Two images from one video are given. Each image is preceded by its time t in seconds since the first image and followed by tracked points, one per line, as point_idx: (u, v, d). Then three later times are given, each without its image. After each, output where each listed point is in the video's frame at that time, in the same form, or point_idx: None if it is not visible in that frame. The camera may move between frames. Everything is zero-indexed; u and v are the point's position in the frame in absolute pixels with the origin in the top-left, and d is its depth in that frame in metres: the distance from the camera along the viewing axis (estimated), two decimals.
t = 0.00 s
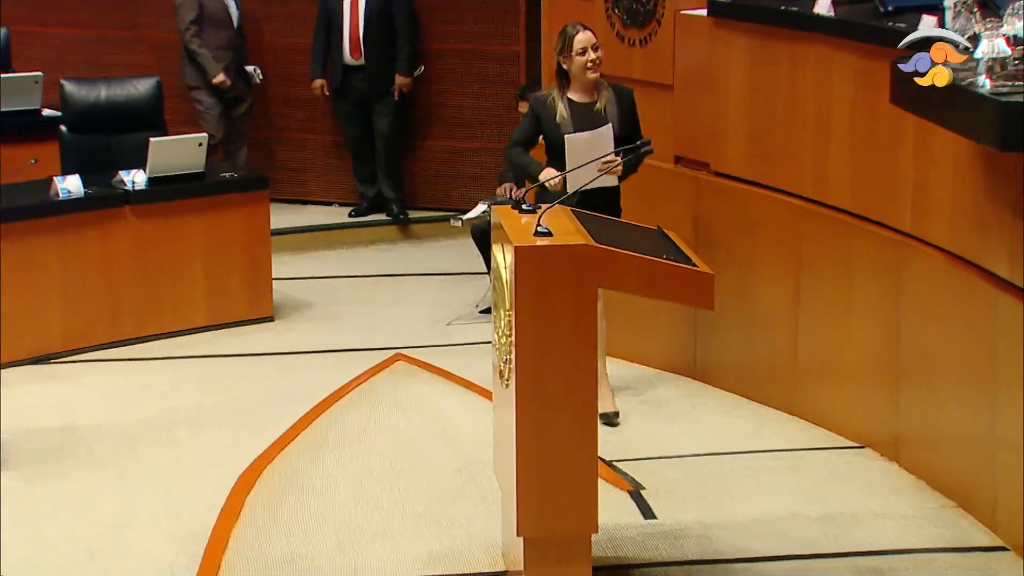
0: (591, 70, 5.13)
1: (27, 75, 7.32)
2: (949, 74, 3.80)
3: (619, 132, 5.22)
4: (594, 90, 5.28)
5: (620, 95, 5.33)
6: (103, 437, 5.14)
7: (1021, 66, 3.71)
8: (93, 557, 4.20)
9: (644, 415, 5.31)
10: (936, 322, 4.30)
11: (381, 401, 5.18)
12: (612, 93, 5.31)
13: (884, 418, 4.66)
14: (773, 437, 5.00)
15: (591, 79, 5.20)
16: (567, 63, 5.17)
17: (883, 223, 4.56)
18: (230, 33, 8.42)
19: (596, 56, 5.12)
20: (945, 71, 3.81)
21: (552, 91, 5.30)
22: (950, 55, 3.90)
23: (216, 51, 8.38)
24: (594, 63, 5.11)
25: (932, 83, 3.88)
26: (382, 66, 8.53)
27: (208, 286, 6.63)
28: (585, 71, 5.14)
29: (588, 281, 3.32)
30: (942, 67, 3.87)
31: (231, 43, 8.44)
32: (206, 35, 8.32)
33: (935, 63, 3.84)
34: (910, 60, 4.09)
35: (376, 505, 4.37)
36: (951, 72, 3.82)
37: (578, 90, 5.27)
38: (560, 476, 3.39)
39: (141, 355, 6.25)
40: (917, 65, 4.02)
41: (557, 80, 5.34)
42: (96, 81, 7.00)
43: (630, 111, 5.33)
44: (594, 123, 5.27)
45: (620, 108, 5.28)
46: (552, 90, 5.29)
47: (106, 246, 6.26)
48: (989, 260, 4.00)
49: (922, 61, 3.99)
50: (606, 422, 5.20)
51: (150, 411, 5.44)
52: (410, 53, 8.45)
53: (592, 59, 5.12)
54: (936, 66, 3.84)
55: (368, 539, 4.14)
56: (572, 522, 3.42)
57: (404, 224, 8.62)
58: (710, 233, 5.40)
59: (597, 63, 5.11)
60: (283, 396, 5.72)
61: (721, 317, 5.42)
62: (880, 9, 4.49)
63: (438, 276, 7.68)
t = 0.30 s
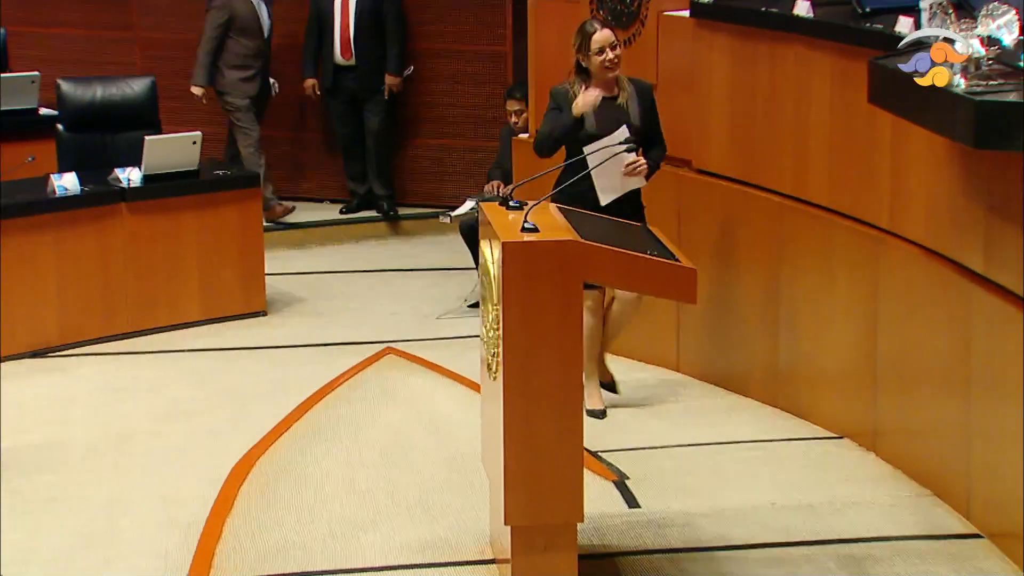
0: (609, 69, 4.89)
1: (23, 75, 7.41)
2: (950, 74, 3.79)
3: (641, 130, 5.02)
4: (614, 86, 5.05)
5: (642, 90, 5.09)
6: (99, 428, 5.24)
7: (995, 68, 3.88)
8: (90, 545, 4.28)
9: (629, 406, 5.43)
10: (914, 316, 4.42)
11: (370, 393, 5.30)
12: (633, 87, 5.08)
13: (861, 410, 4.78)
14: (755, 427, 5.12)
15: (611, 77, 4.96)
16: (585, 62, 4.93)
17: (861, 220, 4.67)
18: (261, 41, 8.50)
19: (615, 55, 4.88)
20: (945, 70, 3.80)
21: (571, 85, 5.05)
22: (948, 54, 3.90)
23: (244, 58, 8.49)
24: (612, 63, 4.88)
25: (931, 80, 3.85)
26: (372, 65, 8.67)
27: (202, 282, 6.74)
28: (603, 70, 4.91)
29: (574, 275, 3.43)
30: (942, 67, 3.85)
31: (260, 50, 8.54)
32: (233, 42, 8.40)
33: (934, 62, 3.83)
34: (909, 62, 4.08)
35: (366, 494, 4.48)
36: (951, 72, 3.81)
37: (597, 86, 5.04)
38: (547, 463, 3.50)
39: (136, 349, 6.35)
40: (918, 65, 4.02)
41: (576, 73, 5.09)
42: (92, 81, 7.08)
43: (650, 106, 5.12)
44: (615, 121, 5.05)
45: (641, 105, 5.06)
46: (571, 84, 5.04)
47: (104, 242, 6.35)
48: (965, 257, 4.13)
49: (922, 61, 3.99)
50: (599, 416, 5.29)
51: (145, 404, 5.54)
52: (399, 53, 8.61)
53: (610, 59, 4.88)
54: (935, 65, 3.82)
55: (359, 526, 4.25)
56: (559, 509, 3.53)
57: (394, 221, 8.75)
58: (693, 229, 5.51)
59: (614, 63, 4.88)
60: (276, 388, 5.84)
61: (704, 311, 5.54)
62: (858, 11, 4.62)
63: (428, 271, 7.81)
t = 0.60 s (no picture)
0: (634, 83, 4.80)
1: (20, 75, 7.75)
2: (950, 74, 3.82)
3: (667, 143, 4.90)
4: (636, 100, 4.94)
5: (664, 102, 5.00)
6: (95, 420, 5.33)
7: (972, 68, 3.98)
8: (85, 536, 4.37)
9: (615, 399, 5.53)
10: (893, 310, 4.53)
11: (363, 386, 5.40)
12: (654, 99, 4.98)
13: (844, 402, 4.89)
14: (738, 419, 5.22)
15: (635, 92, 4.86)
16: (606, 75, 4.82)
17: (842, 216, 4.79)
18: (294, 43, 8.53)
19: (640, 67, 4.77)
20: (947, 70, 3.84)
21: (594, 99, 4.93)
22: (948, 55, 3.96)
23: (279, 62, 8.48)
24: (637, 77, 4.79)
25: (931, 81, 3.89)
26: (361, 66, 8.75)
27: (195, 276, 6.82)
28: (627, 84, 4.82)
29: (560, 271, 3.52)
30: (942, 67, 3.88)
31: (293, 54, 8.54)
32: (268, 48, 8.43)
33: (934, 62, 3.87)
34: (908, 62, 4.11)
35: (357, 485, 4.58)
36: (951, 72, 3.84)
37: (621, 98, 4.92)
38: (533, 452, 3.60)
39: (129, 343, 6.43)
40: (916, 65, 4.06)
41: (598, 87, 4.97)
42: (86, 80, 7.19)
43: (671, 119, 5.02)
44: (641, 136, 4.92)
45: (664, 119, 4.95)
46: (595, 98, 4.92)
47: (98, 239, 6.43)
48: (942, 253, 4.23)
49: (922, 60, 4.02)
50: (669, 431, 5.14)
51: (139, 396, 5.63)
52: (388, 52, 8.68)
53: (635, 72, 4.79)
54: (934, 65, 3.86)
55: (350, 516, 4.35)
56: (545, 496, 3.63)
57: (384, 217, 8.88)
58: (681, 225, 5.61)
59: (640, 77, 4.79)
60: (268, 381, 5.93)
61: (691, 305, 5.64)
62: (837, 11, 4.72)
63: (418, 266, 7.90)
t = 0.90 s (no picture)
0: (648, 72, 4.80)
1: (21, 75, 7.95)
2: (949, 74, 3.86)
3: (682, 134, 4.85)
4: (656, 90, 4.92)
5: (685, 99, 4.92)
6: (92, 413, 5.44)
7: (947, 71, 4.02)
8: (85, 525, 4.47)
9: (602, 393, 5.65)
10: (872, 302, 4.66)
11: (355, 380, 5.52)
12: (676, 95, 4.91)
13: (825, 391, 5.02)
14: (722, 412, 5.35)
15: (653, 82, 4.85)
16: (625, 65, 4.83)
17: (823, 213, 4.92)
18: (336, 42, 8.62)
19: (654, 61, 4.75)
20: (947, 70, 3.89)
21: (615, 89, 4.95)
22: (948, 55, 4.07)
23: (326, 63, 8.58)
24: (652, 67, 4.78)
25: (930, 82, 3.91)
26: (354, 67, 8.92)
27: (191, 272, 6.94)
28: (643, 74, 4.81)
29: (548, 268, 3.64)
30: (943, 68, 3.94)
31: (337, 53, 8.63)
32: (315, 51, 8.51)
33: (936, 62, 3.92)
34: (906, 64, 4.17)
35: (350, 475, 4.70)
36: (950, 72, 3.88)
37: (640, 91, 4.90)
38: (522, 443, 3.72)
39: (126, 338, 6.54)
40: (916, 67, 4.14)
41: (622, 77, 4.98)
42: (85, 80, 7.30)
43: (694, 111, 4.96)
44: (655, 125, 4.90)
45: (682, 110, 4.91)
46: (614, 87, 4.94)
47: (97, 236, 6.54)
48: (919, 248, 4.36)
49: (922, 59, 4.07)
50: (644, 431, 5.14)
51: (135, 390, 5.74)
52: (379, 54, 8.88)
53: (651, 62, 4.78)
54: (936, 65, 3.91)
55: (344, 505, 4.47)
56: (533, 485, 3.76)
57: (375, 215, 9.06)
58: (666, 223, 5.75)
59: (654, 67, 4.78)
60: (261, 375, 6.04)
61: (677, 300, 5.77)
62: (817, 13, 4.85)
63: (409, 263, 8.02)
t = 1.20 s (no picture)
0: (654, 84, 4.55)
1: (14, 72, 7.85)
2: (950, 74, 3.87)
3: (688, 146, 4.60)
4: (666, 103, 4.66)
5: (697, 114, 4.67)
6: (87, 407, 5.51)
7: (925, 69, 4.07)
8: (78, 518, 4.53)
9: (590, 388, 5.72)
10: (857, 302, 4.74)
11: (347, 374, 5.60)
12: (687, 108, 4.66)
13: (811, 387, 5.11)
14: (708, 406, 5.43)
15: (659, 95, 4.59)
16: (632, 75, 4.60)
17: (809, 211, 5.00)
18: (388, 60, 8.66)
19: (661, 73, 4.52)
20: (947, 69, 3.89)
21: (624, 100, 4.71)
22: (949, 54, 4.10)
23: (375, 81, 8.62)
24: (657, 79, 4.53)
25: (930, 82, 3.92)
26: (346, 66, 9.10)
27: (184, 268, 7.00)
28: (648, 86, 4.56)
29: (537, 264, 3.71)
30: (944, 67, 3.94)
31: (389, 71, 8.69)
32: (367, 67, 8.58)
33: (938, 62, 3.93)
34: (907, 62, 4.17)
35: (342, 467, 4.77)
36: (951, 72, 3.89)
37: (648, 103, 4.66)
38: (510, 436, 3.80)
39: (119, 333, 6.60)
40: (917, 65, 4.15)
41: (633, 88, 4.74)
42: (79, 79, 7.37)
43: (704, 127, 4.70)
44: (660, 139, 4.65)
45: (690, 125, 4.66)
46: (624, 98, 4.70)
47: (90, 233, 6.60)
48: (901, 244, 4.44)
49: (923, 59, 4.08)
50: (658, 450, 4.98)
51: (130, 384, 5.81)
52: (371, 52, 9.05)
53: (657, 74, 4.53)
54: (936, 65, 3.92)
55: (337, 497, 4.54)
56: (522, 477, 3.83)
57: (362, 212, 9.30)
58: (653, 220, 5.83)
59: (660, 80, 4.52)
60: (253, 370, 6.11)
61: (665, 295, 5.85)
62: (801, 13, 4.93)
63: (399, 259, 8.09)
